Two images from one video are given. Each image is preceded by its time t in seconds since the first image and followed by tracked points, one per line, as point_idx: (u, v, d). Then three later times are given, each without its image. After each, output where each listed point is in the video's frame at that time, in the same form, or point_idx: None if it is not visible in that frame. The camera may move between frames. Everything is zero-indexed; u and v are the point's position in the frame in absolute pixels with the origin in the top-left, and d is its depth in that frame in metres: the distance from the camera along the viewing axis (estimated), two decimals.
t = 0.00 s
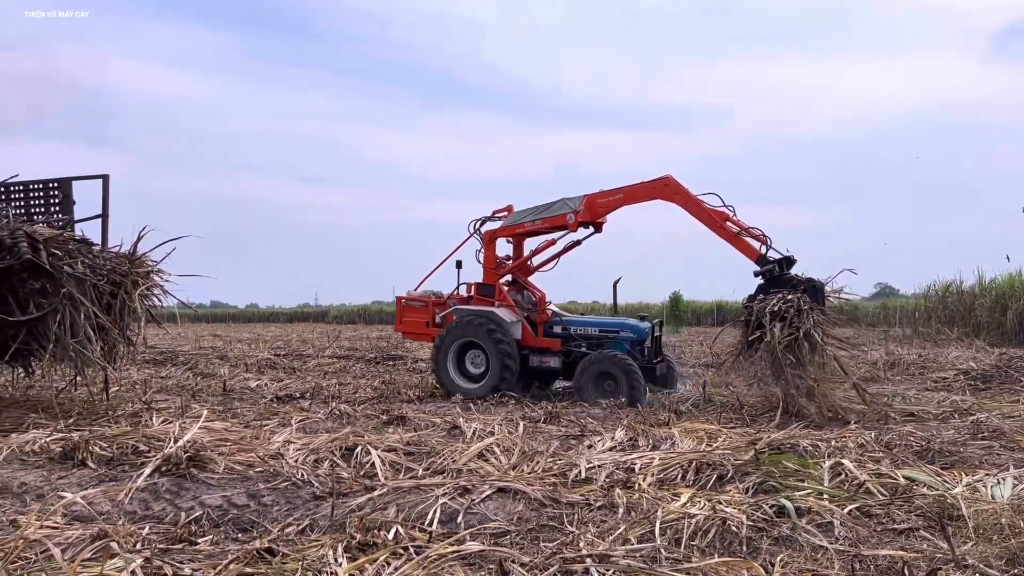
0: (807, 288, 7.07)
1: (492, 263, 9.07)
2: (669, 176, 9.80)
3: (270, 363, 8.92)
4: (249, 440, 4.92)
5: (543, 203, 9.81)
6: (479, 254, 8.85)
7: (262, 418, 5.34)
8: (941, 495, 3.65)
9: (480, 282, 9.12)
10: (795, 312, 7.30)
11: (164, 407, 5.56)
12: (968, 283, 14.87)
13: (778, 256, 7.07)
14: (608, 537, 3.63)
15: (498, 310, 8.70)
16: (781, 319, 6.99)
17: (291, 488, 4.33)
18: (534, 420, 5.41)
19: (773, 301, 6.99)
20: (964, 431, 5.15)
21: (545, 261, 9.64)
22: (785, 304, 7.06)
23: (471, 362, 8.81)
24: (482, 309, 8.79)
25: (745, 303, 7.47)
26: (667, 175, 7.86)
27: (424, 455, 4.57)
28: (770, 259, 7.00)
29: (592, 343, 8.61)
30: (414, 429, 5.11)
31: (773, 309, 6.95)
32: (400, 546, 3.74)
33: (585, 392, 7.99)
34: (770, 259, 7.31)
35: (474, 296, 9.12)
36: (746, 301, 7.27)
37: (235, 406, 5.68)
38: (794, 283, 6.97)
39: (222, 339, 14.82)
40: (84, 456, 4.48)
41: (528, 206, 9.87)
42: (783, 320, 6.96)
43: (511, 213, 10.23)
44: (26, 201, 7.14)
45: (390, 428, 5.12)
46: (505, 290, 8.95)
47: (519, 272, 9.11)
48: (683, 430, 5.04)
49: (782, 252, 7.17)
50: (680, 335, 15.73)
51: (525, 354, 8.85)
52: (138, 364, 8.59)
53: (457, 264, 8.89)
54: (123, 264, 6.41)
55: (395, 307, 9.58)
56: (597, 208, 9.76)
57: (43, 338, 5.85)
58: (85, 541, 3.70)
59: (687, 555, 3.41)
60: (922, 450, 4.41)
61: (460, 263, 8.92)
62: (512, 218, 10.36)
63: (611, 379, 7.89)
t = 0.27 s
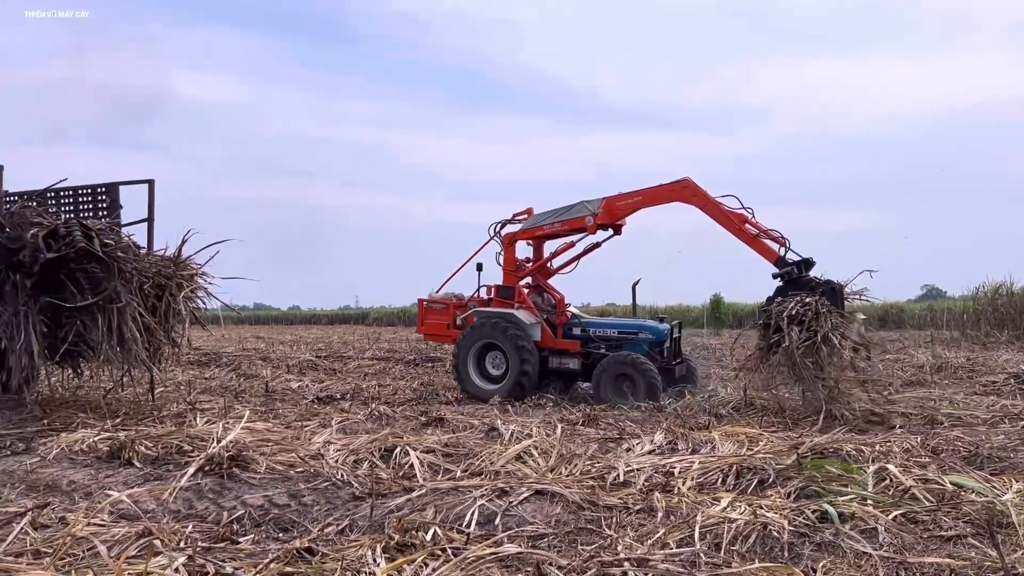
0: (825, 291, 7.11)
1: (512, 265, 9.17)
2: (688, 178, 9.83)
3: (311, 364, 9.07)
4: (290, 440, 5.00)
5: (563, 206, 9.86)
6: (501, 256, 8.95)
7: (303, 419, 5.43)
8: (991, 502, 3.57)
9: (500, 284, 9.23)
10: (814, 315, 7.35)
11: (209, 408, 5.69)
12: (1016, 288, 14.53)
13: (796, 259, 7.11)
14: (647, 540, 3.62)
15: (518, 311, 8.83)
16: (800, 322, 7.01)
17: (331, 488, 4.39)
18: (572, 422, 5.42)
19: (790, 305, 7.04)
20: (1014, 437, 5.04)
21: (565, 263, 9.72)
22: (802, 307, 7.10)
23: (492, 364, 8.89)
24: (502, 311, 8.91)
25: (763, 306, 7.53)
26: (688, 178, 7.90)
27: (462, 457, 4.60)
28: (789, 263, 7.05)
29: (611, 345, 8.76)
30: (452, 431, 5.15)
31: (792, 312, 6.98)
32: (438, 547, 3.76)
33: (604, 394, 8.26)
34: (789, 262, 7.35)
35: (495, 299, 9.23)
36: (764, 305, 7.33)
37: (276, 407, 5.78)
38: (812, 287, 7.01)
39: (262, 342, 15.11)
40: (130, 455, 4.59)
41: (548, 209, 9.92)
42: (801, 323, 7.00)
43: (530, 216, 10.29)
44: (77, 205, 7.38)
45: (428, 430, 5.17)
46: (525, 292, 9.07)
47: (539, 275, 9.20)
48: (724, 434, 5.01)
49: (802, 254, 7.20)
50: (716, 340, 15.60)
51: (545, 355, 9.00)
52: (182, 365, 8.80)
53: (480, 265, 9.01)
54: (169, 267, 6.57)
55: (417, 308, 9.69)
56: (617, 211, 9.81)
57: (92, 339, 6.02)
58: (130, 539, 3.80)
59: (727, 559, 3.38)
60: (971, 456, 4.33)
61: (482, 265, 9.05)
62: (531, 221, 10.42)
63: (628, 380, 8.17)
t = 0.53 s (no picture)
0: (847, 295, 7.39)
1: (536, 266, 9.19)
2: (712, 179, 9.78)
3: (354, 365, 9.21)
4: (334, 440, 5.07)
5: (586, 207, 9.85)
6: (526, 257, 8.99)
7: (347, 419, 5.50)
8: None
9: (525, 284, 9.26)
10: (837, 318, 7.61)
11: (255, 407, 5.80)
12: None
13: (819, 263, 7.39)
14: (691, 544, 3.59)
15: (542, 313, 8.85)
16: (821, 324, 7.29)
17: (374, 488, 4.43)
18: (615, 424, 5.42)
19: (812, 307, 7.32)
20: None
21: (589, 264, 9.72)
22: (824, 310, 7.38)
23: (517, 366, 8.88)
24: (526, 312, 8.93)
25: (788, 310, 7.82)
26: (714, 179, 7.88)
27: (503, 458, 4.62)
28: (812, 266, 7.35)
29: (635, 346, 8.79)
30: (494, 432, 5.17)
31: (813, 314, 7.27)
32: (480, 548, 3.77)
33: (628, 396, 8.31)
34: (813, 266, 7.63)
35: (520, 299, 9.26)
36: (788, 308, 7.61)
37: (321, 407, 5.87)
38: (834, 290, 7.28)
39: (303, 343, 15.37)
40: (178, 453, 4.69)
41: (572, 210, 9.91)
42: (822, 326, 7.26)
43: (555, 216, 10.30)
44: (126, 204, 7.58)
45: (470, 430, 5.20)
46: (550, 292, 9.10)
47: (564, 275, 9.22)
48: (770, 437, 4.97)
49: (826, 257, 7.46)
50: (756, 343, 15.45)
51: (569, 356, 9.02)
52: (228, 365, 9.00)
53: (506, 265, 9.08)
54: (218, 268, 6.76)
55: (443, 308, 9.73)
56: (641, 212, 9.79)
57: (142, 340, 6.22)
58: (178, 536, 3.88)
59: (774, 564, 3.34)
60: None
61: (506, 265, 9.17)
62: (555, 222, 10.42)
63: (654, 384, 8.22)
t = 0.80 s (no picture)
0: (890, 299, 7.37)
1: (576, 265, 9.13)
2: (754, 178, 9.62)
3: (413, 366, 9.36)
4: (393, 439, 5.13)
5: (627, 206, 9.76)
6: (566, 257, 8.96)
7: (406, 418, 5.56)
8: None
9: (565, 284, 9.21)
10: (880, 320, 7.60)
11: (315, 405, 5.91)
12: None
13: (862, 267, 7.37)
14: (756, 550, 3.54)
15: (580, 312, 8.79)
16: (863, 327, 7.30)
17: (433, 487, 4.46)
18: (676, 426, 5.41)
19: (854, 312, 7.33)
20: None
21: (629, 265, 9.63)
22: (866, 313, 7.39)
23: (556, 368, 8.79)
24: (566, 311, 8.87)
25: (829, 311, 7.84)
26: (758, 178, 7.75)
27: (562, 459, 4.62)
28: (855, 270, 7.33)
29: (676, 347, 8.70)
30: (552, 433, 5.18)
31: (854, 319, 7.29)
32: (539, 549, 3.77)
33: (666, 395, 8.29)
34: (856, 268, 7.62)
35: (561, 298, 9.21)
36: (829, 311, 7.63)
37: (380, 405, 5.96)
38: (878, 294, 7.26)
39: (356, 341, 15.66)
40: (243, 451, 4.79)
41: (612, 210, 9.83)
42: (864, 330, 7.28)
43: (595, 216, 10.22)
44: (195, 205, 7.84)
45: (528, 431, 5.22)
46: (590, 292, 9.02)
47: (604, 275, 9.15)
48: (836, 441, 4.89)
49: (869, 260, 7.45)
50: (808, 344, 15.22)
51: (608, 355, 8.93)
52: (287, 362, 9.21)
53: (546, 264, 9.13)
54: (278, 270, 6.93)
55: (485, 307, 9.73)
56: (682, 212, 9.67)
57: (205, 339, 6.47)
58: (242, 532, 3.98)
59: (843, 571, 3.28)
60: None
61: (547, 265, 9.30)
62: (595, 222, 10.35)
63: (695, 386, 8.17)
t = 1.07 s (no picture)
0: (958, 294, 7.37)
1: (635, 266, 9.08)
2: (816, 174, 9.38)
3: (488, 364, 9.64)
4: (472, 437, 5.19)
5: (685, 207, 9.65)
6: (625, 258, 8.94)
7: (484, 417, 5.64)
8: None
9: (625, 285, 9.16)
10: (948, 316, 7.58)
11: (397, 403, 6.05)
12: None
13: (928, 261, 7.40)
14: (846, 557, 3.47)
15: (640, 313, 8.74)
16: (929, 323, 7.33)
17: (513, 486, 4.50)
18: (760, 428, 5.39)
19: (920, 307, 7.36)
20: None
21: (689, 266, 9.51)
22: (933, 309, 7.40)
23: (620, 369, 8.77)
24: (626, 312, 8.82)
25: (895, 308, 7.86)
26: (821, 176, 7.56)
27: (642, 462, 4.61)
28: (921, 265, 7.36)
29: (739, 347, 8.58)
30: (632, 434, 5.19)
31: (920, 314, 7.33)
32: (621, 552, 3.77)
33: (730, 396, 8.20)
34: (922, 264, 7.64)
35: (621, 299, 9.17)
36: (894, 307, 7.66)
37: (459, 404, 6.08)
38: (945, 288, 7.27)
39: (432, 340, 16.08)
40: (327, 447, 4.91)
41: (671, 210, 9.74)
42: (930, 325, 7.31)
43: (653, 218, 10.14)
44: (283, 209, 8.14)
45: (608, 432, 5.24)
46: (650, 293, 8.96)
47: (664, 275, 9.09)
48: (928, 446, 4.81)
49: (935, 254, 7.45)
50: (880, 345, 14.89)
51: (669, 356, 8.85)
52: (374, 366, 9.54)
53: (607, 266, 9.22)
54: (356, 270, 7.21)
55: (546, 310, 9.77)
56: (742, 211, 9.50)
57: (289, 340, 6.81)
58: (329, 527, 4.09)
59: None
60: None
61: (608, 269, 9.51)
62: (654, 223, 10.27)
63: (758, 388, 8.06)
